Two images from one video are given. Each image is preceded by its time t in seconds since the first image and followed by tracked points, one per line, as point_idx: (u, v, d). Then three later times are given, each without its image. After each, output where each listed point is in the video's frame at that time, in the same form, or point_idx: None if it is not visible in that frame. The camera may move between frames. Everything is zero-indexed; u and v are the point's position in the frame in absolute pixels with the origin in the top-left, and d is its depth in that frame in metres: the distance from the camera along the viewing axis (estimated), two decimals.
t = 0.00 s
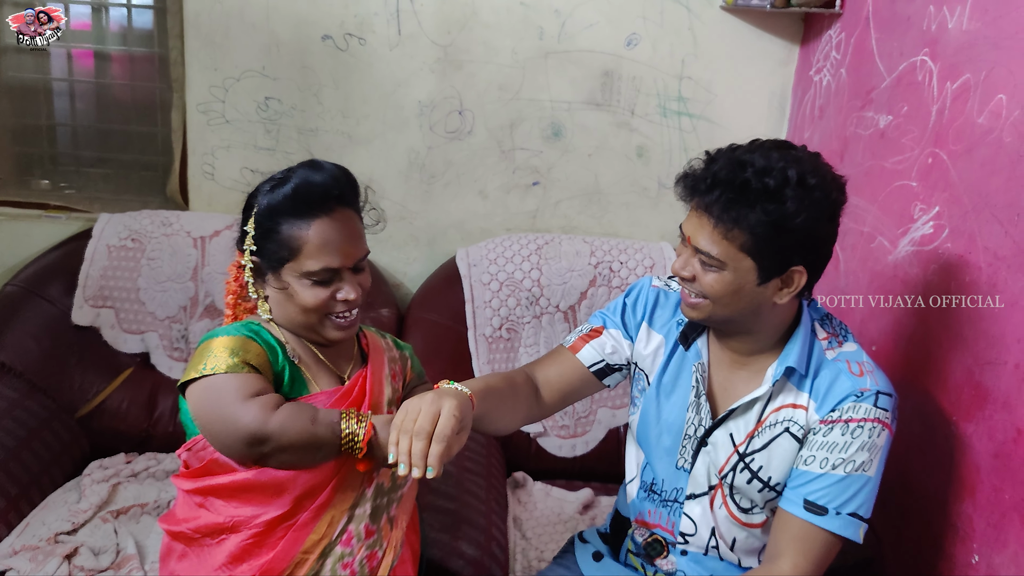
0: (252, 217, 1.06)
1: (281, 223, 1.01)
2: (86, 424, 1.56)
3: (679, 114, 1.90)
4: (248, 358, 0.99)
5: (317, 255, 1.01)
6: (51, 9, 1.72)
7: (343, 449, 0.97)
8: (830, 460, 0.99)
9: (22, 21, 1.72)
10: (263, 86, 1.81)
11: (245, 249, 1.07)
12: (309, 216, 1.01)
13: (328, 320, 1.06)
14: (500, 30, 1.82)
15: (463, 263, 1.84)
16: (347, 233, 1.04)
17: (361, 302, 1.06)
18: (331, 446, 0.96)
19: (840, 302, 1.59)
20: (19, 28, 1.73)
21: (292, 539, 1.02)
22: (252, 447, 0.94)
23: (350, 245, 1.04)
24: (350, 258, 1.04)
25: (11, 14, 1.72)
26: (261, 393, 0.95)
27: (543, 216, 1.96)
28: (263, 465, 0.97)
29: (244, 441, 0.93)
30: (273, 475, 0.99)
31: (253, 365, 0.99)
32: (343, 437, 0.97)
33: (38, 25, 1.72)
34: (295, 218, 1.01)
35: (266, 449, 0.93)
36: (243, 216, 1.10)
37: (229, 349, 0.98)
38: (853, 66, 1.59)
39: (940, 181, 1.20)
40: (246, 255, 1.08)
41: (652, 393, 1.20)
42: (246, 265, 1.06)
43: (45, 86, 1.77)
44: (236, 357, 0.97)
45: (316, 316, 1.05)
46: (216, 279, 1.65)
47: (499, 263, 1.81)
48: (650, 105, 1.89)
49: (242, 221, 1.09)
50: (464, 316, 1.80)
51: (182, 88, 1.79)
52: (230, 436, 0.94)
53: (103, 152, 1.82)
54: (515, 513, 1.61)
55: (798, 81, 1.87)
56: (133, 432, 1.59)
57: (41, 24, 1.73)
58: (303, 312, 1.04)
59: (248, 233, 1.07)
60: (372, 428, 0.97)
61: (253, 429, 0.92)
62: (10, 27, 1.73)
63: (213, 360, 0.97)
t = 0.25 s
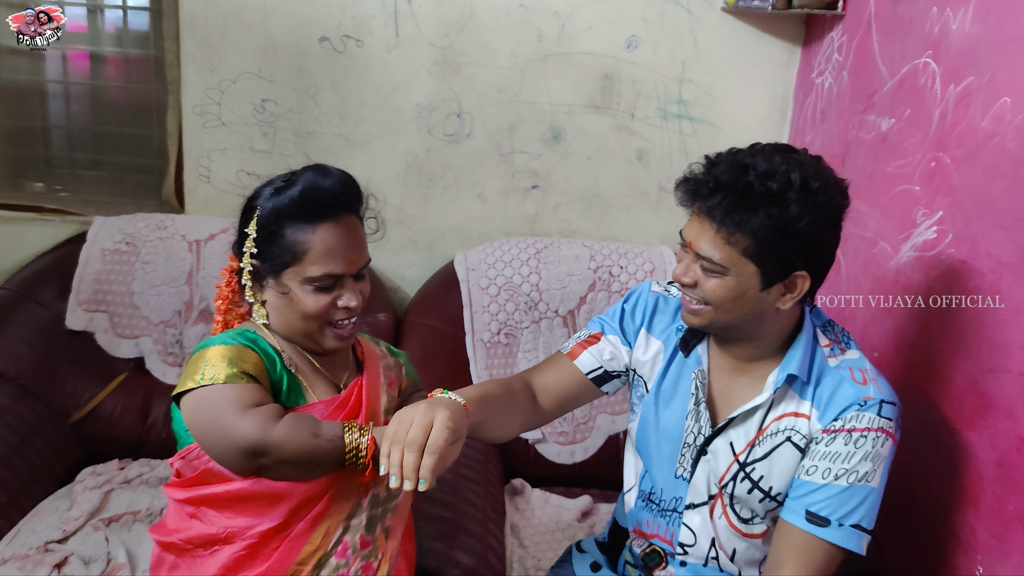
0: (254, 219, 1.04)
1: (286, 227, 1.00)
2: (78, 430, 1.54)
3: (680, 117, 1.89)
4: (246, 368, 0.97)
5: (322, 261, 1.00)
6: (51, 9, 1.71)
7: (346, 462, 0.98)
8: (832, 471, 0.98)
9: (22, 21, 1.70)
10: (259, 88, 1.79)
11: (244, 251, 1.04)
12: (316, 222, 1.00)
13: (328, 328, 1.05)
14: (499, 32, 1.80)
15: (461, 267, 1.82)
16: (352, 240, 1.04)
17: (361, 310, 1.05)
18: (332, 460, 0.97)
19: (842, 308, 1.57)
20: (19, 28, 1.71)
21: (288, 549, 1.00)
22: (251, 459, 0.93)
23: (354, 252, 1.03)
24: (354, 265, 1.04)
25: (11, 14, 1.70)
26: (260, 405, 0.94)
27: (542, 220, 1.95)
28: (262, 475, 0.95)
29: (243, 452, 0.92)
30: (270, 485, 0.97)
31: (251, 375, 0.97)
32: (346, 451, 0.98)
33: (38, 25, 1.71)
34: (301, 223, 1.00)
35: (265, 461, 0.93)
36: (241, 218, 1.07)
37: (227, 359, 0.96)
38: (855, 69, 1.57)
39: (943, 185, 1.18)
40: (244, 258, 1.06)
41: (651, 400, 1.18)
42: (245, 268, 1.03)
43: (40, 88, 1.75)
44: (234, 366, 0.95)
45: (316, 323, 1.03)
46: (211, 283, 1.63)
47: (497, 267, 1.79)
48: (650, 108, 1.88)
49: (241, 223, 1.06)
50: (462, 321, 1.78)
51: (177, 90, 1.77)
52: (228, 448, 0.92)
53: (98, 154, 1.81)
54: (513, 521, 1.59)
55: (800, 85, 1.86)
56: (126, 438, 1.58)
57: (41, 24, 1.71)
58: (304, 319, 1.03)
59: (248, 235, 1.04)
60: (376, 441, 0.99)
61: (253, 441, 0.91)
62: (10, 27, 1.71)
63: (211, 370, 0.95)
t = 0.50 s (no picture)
0: (255, 221, 1.01)
1: (290, 231, 0.98)
2: (70, 437, 1.53)
3: (681, 122, 1.86)
4: (235, 379, 0.94)
5: (324, 268, 0.98)
6: (51, 9, 1.69)
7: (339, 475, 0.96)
8: (831, 485, 0.95)
9: (22, 21, 1.69)
10: (255, 91, 1.77)
11: (242, 253, 1.01)
12: (321, 228, 0.99)
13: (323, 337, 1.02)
14: (497, 36, 1.78)
15: (459, 273, 1.80)
16: (354, 250, 1.02)
17: (359, 320, 1.03)
18: (323, 474, 0.95)
19: (844, 318, 1.54)
20: (19, 29, 1.70)
21: (276, 564, 0.98)
22: (241, 472, 0.91)
23: (356, 262, 1.02)
24: (354, 274, 1.02)
25: (11, 14, 1.69)
26: (251, 416, 0.92)
27: (541, 225, 1.93)
28: (252, 490, 0.93)
29: (233, 466, 0.90)
30: (260, 499, 0.95)
31: (241, 387, 0.95)
32: (337, 463, 0.95)
33: (38, 24, 1.69)
34: (306, 228, 0.98)
35: (255, 474, 0.91)
36: (239, 219, 1.04)
37: (216, 370, 0.94)
38: (858, 74, 1.54)
39: (948, 193, 1.15)
40: (241, 261, 1.03)
41: (646, 412, 1.16)
42: (243, 270, 1.00)
43: (34, 92, 1.73)
44: (223, 378, 0.93)
45: (313, 330, 1.01)
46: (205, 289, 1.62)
47: (495, 273, 1.77)
48: (650, 112, 1.85)
49: (241, 224, 1.04)
50: (458, 328, 1.76)
51: (173, 94, 1.76)
52: (218, 462, 0.90)
53: (94, 158, 1.80)
54: (509, 531, 1.57)
55: (803, 89, 1.83)
56: (119, 446, 1.56)
57: (40, 24, 1.70)
58: (300, 324, 1.00)
59: (248, 237, 1.02)
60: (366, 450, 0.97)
61: (244, 454, 0.89)
62: (10, 27, 1.69)
63: (199, 381, 0.93)
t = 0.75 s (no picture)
0: (254, 219, 1.02)
1: (289, 232, 0.99)
2: (60, 439, 1.53)
3: (677, 123, 1.84)
4: (214, 386, 0.93)
5: (319, 270, 0.98)
6: (51, 8, 1.70)
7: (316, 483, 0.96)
8: (821, 494, 0.93)
9: (22, 21, 1.70)
10: (248, 93, 1.77)
11: (239, 248, 1.01)
12: (320, 231, 0.99)
13: (309, 340, 1.02)
14: (491, 37, 1.76)
15: (452, 275, 1.79)
16: (350, 256, 1.03)
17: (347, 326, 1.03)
18: (302, 484, 0.94)
19: (840, 323, 1.52)
20: (19, 29, 1.70)
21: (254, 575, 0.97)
22: (217, 481, 0.90)
23: (351, 268, 1.03)
24: (349, 280, 1.03)
25: (11, 14, 1.69)
26: (229, 424, 0.91)
27: (536, 228, 1.91)
28: (229, 499, 0.93)
29: (210, 474, 0.89)
30: (239, 509, 0.95)
31: (219, 394, 0.94)
32: (315, 473, 0.95)
33: (38, 24, 1.70)
34: (305, 230, 0.99)
35: (231, 483, 0.90)
36: (239, 214, 1.05)
37: (195, 376, 0.92)
38: (856, 75, 1.52)
39: (945, 196, 1.13)
40: (235, 257, 1.03)
41: (635, 419, 1.15)
42: (237, 266, 1.00)
43: (28, 93, 1.74)
44: (202, 384, 0.92)
45: (300, 331, 1.00)
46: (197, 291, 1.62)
47: (489, 275, 1.76)
48: (646, 114, 1.83)
49: (239, 221, 1.04)
50: (452, 331, 1.74)
51: (166, 95, 1.76)
52: (195, 470, 0.90)
53: (88, 160, 1.80)
54: (499, 537, 1.56)
55: (801, 90, 1.80)
56: (109, 448, 1.57)
57: (40, 24, 1.70)
58: (288, 325, 1.00)
59: (245, 233, 1.02)
60: (343, 456, 0.97)
61: (221, 463, 0.88)
62: (10, 27, 1.70)
63: (177, 387, 0.92)
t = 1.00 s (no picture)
0: (253, 214, 1.00)
1: (288, 229, 0.97)
2: (56, 437, 1.53)
3: (678, 120, 1.82)
4: (206, 386, 0.92)
5: (317, 269, 0.97)
6: (51, 9, 1.70)
7: (307, 489, 0.94)
8: (817, 497, 0.91)
9: (22, 21, 1.69)
10: (245, 90, 1.76)
11: (237, 243, 1.00)
12: (320, 229, 0.98)
13: (302, 338, 1.01)
14: (489, 33, 1.75)
15: (450, 274, 1.77)
16: (349, 256, 1.02)
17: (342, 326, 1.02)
18: (292, 484, 0.92)
19: (842, 323, 1.49)
20: (19, 29, 1.70)
21: None
22: (205, 481, 0.89)
23: (349, 268, 1.02)
24: (346, 280, 1.01)
25: (11, 14, 1.69)
26: (219, 423, 0.89)
27: (536, 225, 1.89)
28: (217, 500, 0.92)
29: (197, 474, 0.88)
30: (226, 511, 0.93)
31: (210, 394, 0.92)
32: (307, 476, 0.93)
33: (38, 24, 1.70)
34: (304, 228, 0.98)
35: (220, 483, 0.89)
36: (239, 209, 1.04)
37: (187, 374, 0.91)
38: (859, 70, 1.49)
39: (946, 194, 1.10)
40: (232, 251, 1.02)
41: (631, 421, 1.13)
42: (233, 260, 0.99)
43: (26, 90, 1.73)
44: (193, 383, 0.91)
45: (293, 329, 0.99)
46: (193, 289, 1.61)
47: (487, 274, 1.74)
48: (647, 111, 1.81)
49: (237, 215, 1.02)
50: (450, 330, 1.73)
51: (164, 92, 1.75)
52: (183, 470, 0.88)
53: (86, 157, 1.80)
54: (497, 538, 1.55)
55: (804, 86, 1.78)
56: (105, 446, 1.56)
57: (40, 24, 1.70)
58: (281, 323, 0.99)
59: (243, 228, 1.01)
60: (334, 459, 0.95)
61: (210, 463, 0.87)
62: (10, 27, 1.70)
63: (168, 385, 0.90)
